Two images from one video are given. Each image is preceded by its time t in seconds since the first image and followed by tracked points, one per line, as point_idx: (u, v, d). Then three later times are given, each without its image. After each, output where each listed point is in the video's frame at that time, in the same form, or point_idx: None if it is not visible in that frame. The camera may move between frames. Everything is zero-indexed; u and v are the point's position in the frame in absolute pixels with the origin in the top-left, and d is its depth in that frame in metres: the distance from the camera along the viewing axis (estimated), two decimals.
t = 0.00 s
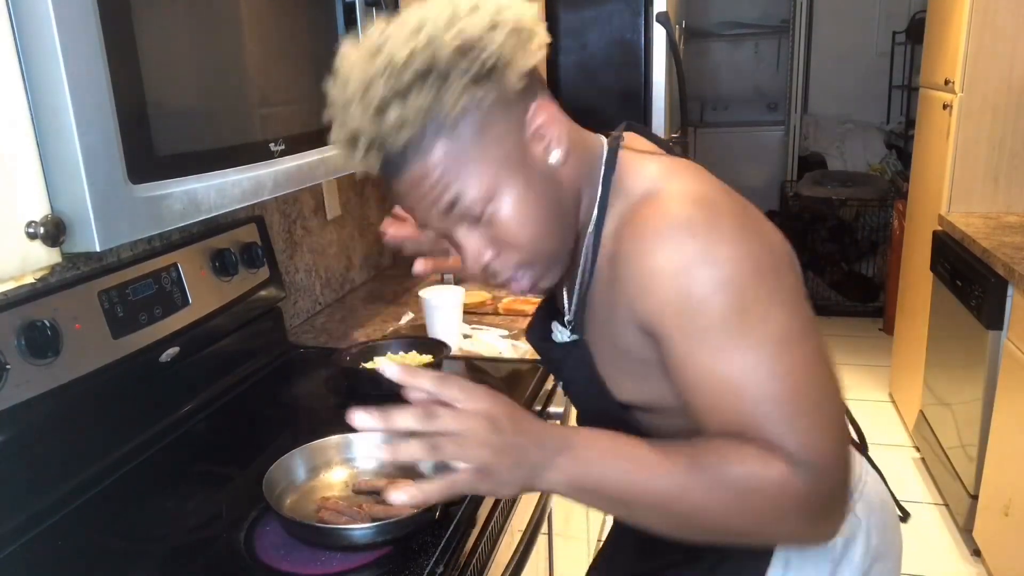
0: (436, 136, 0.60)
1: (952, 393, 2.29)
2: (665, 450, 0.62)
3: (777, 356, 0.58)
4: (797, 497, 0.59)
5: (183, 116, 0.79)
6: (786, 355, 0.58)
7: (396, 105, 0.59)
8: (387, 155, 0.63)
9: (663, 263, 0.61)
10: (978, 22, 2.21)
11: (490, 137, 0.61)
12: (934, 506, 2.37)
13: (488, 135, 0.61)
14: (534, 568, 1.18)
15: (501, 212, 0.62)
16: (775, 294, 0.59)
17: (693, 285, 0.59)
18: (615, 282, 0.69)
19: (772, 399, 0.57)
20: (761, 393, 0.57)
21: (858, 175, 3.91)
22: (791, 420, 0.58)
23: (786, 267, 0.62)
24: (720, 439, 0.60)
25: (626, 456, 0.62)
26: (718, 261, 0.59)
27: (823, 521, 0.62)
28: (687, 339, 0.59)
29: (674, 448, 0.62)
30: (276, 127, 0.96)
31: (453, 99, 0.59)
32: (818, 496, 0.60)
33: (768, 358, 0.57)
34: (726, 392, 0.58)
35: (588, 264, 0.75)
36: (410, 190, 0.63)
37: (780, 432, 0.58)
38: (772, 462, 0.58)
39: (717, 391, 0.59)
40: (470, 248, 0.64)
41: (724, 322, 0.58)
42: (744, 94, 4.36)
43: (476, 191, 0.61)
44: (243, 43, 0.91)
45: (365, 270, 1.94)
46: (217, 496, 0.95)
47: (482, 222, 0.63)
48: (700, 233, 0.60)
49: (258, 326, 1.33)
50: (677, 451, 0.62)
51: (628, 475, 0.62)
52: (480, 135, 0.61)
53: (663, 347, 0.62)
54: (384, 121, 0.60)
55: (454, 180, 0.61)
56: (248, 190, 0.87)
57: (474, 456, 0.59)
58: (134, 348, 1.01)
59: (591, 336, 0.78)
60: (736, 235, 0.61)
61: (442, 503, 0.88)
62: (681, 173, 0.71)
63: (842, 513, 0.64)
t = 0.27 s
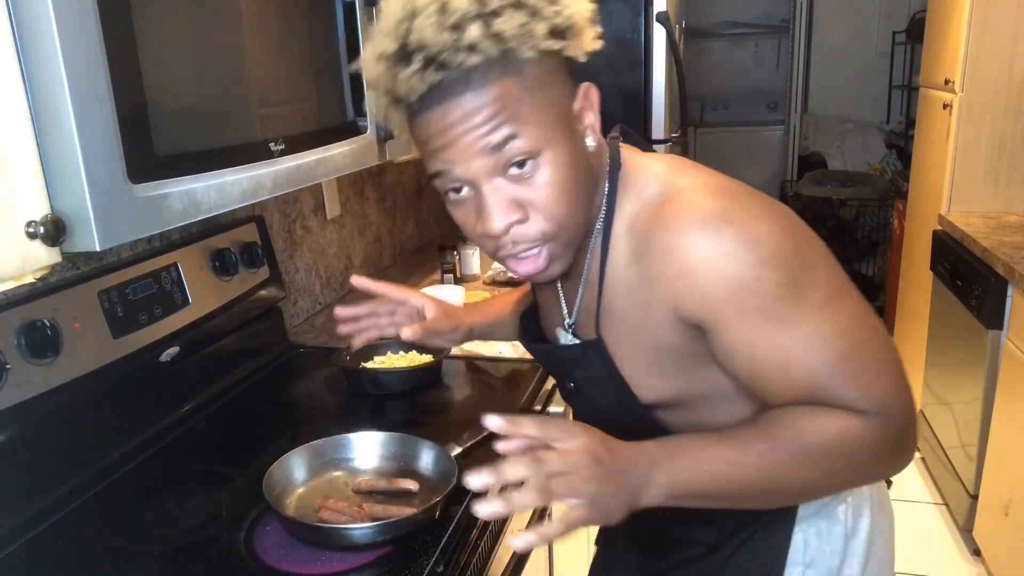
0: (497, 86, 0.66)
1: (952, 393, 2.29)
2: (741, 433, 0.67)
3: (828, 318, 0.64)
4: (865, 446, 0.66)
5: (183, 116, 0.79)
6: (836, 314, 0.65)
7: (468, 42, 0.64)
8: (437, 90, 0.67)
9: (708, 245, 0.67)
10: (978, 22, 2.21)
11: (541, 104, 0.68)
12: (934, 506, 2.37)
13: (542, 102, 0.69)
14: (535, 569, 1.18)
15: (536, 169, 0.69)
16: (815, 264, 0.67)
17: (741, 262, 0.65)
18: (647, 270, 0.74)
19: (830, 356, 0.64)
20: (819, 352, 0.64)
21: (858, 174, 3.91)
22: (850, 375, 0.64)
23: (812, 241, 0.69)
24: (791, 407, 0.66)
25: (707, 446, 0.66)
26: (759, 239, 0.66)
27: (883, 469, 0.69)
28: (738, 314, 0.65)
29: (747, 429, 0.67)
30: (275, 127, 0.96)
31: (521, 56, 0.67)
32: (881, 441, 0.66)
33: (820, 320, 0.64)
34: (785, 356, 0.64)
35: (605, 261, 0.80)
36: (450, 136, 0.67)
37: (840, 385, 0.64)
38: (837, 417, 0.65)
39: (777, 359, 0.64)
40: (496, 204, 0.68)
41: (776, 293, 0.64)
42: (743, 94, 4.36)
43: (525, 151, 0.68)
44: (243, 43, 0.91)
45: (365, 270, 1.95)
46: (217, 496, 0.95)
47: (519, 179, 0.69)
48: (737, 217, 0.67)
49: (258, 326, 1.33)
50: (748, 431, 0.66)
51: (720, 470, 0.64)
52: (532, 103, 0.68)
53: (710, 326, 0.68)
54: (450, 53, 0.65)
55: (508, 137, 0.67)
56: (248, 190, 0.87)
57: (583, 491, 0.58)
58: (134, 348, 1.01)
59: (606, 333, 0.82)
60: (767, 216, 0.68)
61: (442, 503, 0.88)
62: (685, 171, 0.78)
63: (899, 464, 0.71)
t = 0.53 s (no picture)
0: (575, 73, 0.66)
1: (952, 393, 2.29)
2: (778, 454, 0.72)
3: (863, 339, 0.69)
4: (892, 452, 0.72)
5: (183, 116, 0.79)
6: (870, 335, 0.70)
7: (562, 18, 0.64)
8: (511, 56, 0.66)
9: (756, 272, 0.69)
10: (978, 22, 2.21)
11: (610, 107, 0.68)
12: (934, 506, 2.37)
13: (611, 108, 0.68)
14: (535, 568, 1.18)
15: (587, 167, 0.68)
16: (849, 289, 0.71)
17: (788, 287, 0.68)
18: (682, 296, 0.75)
19: (868, 376, 0.69)
20: (857, 373, 0.69)
21: (858, 175, 3.91)
22: (881, 393, 0.70)
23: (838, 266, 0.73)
24: (821, 424, 0.72)
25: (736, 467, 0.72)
26: (803, 268, 0.69)
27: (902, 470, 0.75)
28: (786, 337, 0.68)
29: (784, 450, 0.72)
30: (275, 127, 0.96)
31: (604, 53, 0.67)
32: (901, 449, 0.73)
33: (859, 343, 0.69)
34: (826, 378, 0.69)
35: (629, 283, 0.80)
36: (512, 109, 0.66)
37: (874, 402, 0.70)
38: (862, 426, 0.71)
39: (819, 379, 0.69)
40: (535, 191, 0.67)
41: (819, 318, 0.68)
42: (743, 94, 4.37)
43: (581, 151, 0.67)
44: (243, 43, 0.91)
45: (365, 270, 1.95)
46: (217, 496, 0.95)
47: (568, 172, 0.67)
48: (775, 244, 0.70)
49: (258, 325, 1.33)
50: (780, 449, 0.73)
51: (753, 490, 0.71)
52: (604, 105, 0.67)
53: (755, 348, 0.70)
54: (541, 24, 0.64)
55: (571, 130, 0.66)
56: (248, 190, 0.87)
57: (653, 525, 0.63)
58: (134, 347, 1.02)
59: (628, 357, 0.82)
60: (802, 242, 0.72)
61: (442, 503, 0.88)
62: (705, 198, 0.80)
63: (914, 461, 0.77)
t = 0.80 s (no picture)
0: (622, 80, 0.66)
1: (952, 393, 2.29)
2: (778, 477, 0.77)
3: (872, 366, 0.72)
4: (889, 468, 0.77)
5: (183, 115, 0.79)
6: (877, 362, 0.72)
7: (620, 20, 0.64)
8: (562, 53, 0.65)
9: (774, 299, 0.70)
10: (978, 22, 2.21)
11: (651, 121, 0.68)
12: (934, 507, 2.37)
13: (651, 122, 0.68)
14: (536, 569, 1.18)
15: (623, 176, 0.68)
16: (860, 317, 0.73)
17: (805, 314, 0.69)
18: (696, 318, 0.76)
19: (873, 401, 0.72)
20: (863, 399, 0.72)
21: (858, 175, 3.90)
22: (882, 417, 0.73)
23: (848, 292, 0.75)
24: (820, 449, 0.76)
25: (736, 495, 0.77)
26: (820, 297, 0.70)
27: (895, 485, 0.80)
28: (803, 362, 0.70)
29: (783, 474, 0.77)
30: (275, 127, 0.96)
31: (654, 64, 0.67)
32: (894, 467, 0.77)
33: (868, 370, 0.71)
34: (836, 407, 0.72)
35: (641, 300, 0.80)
36: (557, 109, 0.66)
37: (874, 427, 0.74)
38: (858, 450, 0.76)
39: (827, 404, 0.71)
40: (570, 196, 0.67)
41: (832, 346, 0.70)
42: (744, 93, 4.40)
43: (619, 161, 0.67)
44: (243, 42, 0.91)
45: (365, 270, 1.95)
46: (218, 496, 0.95)
47: (605, 179, 0.68)
48: (790, 270, 0.72)
49: (258, 326, 1.33)
50: (782, 472, 0.77)
51: (749, 516, 0.76)
52: (647, 116, 0.68)
53: (769, 372, 0.72)
54: (600, 24, 0.63)
55: (613, 139, 0.66)
56: (248, 189, 0.87)
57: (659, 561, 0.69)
58: (133, 347, 1.01)
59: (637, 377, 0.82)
60: (816, 269, 0.73)
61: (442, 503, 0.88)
62: (718, 219, 0.80)
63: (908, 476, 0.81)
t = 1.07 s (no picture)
0: (608, 89, 0.66)
1: (952, 393, 2.29)
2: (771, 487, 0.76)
3: (862, 371, 0.72)
4: (883, 475, 0.77)
5: (183, 115, 0.79)
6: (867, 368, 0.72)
7: (602, 29, 0.64)
8: (544, 65, 0.65)
9: (763, 306, 0.70)
10: (978, 22, 2.21)
11: (639, 128, 0.68)
12: (934, 507, 2.37)
13: (638, 130, 0.68)
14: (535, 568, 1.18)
15: (612, 185, 0.68)
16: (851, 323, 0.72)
17: (793, 322, 0.69)
18: (688, 325, 0.76)
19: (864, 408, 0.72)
20: (854, 404, 0.71)
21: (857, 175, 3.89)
22: (873, 423, 0.73)
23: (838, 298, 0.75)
24: (814, 457, 0.76)
25: (730, 504, 0.76)
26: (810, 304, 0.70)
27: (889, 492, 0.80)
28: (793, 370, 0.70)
29: (777, 482, 0.76)
30: (275, 127, 0.96)
31: (639, 69, 0.67)
32: (888, 472, 0.77)
33: (859, 376, 0.71)
34: (828, 413, 0.72)
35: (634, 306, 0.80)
36: (542, 121, 0.66)
37: (866, 432, 0.74)
38: (851, 458, 0.75)
39: (818, 410, 0.72)
40: (560, 208, 0.67)
41: (823, 355, 0.70)
42: (743, 94, 4.45)
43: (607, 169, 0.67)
44: (242, 42, 0.91)
45: (365, 270, 1.95)
46: (217, 496, 0.95)
47: (594, 188, 0.68)
48: (780, 277, 0.71)
49: (258, 325, 1.33)
50: (774, 478, 0.77)
51: (744, 525, 0.76)
52: (634, 123, 0.68)
53: (760, 378, 0.72)
54: (581, 34, 0.63)
55: (600, 149, 0.66)
56: (248, 190, 0.87)
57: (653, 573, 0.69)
58: (133, 347, 1.02)
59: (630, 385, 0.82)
60: (805, 276, 0.72)
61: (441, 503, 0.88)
62: (710, 225, 0.80)
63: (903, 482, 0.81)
